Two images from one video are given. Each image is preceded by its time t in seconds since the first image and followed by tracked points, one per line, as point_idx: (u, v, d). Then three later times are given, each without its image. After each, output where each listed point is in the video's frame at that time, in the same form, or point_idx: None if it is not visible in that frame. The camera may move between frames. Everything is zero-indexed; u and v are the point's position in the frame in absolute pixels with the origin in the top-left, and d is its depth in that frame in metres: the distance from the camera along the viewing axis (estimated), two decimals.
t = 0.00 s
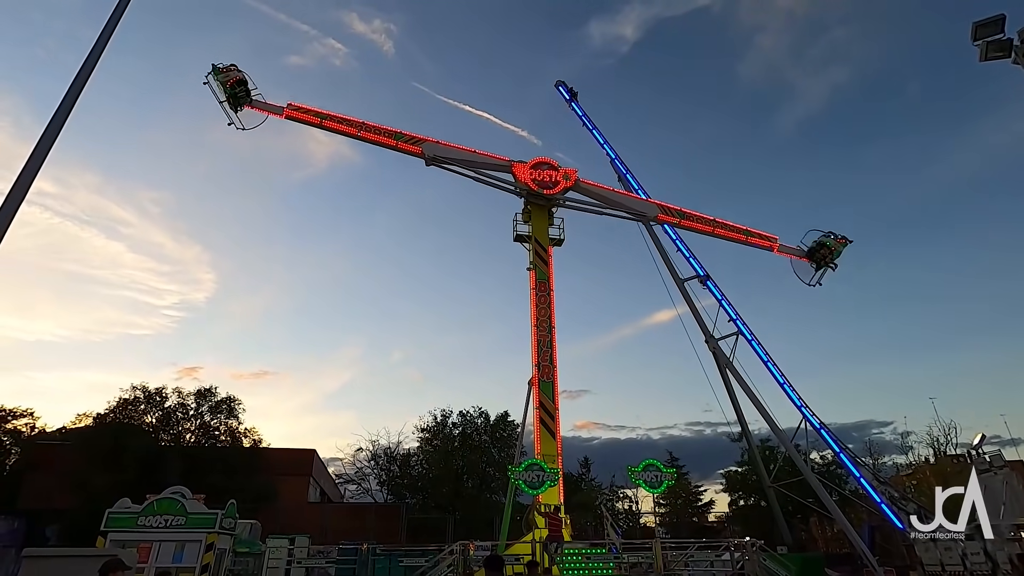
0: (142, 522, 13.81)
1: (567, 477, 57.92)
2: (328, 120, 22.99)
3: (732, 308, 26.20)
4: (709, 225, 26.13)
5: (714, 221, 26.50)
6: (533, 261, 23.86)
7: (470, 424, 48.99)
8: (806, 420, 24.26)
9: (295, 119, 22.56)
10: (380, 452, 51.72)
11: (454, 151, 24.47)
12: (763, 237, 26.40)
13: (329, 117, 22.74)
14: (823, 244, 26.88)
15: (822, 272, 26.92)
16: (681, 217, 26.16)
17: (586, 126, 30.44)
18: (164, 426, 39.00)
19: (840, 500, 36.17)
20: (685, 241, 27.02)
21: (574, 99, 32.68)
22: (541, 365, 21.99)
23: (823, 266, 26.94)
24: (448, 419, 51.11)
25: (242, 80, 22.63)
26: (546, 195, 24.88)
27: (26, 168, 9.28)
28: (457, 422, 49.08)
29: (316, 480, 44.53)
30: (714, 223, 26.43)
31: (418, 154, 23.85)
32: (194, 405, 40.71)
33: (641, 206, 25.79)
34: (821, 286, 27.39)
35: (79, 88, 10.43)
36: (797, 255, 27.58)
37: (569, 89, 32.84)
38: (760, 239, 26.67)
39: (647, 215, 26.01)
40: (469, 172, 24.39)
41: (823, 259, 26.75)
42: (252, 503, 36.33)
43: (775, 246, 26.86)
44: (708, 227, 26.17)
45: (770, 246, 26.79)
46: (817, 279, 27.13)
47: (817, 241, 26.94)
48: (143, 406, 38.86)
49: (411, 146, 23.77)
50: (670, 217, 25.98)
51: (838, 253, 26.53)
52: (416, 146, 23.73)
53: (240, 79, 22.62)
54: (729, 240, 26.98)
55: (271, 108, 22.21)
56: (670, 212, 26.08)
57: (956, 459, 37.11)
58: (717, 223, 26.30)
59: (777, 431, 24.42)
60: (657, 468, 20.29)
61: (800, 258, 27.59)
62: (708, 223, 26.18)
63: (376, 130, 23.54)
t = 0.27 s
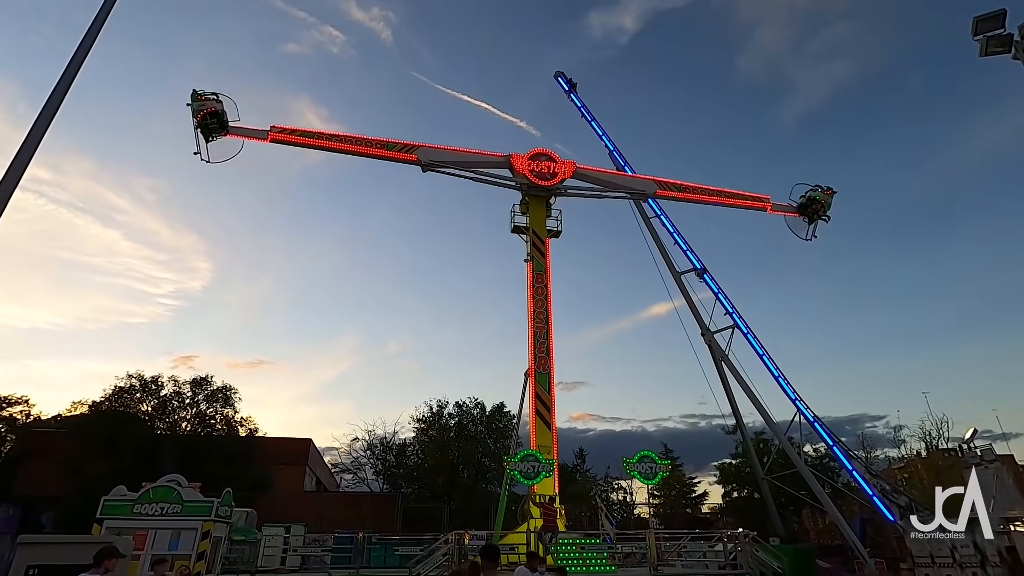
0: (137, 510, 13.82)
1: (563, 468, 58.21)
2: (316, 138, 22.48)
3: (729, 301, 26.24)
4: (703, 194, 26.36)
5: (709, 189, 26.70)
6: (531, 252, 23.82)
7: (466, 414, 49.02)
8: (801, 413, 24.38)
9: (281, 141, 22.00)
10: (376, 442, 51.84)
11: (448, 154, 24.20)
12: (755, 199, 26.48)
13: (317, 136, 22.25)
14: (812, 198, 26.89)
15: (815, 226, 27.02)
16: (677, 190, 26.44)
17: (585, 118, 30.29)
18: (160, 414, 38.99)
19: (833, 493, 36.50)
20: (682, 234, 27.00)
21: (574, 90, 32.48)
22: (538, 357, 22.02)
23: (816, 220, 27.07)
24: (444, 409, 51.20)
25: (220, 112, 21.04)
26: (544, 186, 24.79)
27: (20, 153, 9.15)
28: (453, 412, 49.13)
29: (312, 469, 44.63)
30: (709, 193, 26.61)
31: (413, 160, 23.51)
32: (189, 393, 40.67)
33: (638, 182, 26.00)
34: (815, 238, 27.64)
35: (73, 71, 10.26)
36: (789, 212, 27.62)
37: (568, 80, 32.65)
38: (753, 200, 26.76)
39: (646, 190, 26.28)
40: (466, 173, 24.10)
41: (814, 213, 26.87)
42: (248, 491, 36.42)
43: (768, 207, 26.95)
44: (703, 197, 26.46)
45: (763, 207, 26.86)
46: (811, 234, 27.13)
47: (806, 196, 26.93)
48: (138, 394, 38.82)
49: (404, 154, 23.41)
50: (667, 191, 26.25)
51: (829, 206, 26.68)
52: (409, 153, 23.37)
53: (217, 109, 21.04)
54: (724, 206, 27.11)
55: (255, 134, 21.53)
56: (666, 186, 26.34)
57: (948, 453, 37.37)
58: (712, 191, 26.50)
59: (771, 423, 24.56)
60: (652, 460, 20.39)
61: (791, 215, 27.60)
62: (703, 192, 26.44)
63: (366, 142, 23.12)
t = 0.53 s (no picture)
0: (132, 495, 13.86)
1: (557, 456, 58.62)
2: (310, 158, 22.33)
3: (724, 293, 26.33)
4: (694, 160, 26.41)
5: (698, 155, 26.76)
6: (527, 242, 23.80)
7: (460, 402, 49.17)
8: (793, 404, 24.59)
9: (276, 165, 21.83)
10: (371, 429, 52.01)
11: (446, 156, 24.06)
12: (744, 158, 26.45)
13: (311, 154, 22.07)
14: (796, 150, 26.95)
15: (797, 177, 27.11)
16: (668, 162, 26.51)
17: (583, 107, 30.12)
18: (154, 400, 38.96)
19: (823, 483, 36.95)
20: (678, 224, 27.01)
21: (572, 78, 32.26)
22: (533, 346, 22.07)
23: (799, 172, 27.17)
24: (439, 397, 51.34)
25: (204, 145, 20.75)
26: (541, 176, 24.72)
27: (11, 136, 9.02)
28: (448, 400, 49.30)
29: (306, 456, 44.74)
30: (702, 158, 26.59)
31: (412, 166, 23.42)
32: (184, 379, 40.62)
33: (632, 157, 25.98)
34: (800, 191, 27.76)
35: (67, 51, 10.13)
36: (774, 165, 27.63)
37: (565, 70, 32.46)
38: (741, 159, 26.87)
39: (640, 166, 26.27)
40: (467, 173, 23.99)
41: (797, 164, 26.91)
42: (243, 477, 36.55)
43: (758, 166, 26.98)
44: (694, 163, 26.49)
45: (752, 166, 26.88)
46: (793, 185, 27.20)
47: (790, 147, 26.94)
48: (133, 379, 38.75)
49: (402, 161, 23.29)
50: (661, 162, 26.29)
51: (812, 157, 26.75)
52: (407, 160, 23.26)
53: (200, 143, 20.78)
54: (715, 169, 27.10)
55: (247, 161, 21.33)
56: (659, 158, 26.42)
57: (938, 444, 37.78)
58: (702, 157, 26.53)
59: (764, 414, 24.74)
60: (646, 449, 20.55)
61: (776, 168, 27.69)
62: (694, 159, 26.47)
63: (362, 154, 22.98)
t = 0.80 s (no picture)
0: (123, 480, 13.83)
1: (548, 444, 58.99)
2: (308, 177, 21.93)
3: (716, 284, 26.45)
4: (679, 129, 26.74)
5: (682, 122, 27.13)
6: (521, 230, 23.75)
7: (453, 390, 49.25)
8: (783, 395, 24.81)
9: (273, 188, 21.45)
10: (363, 416, 52.07)
11: (444, 157, 23.79)
12: (726, 122, 27.12)
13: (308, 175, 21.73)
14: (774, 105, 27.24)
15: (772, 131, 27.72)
16: (655, 133, 26.71)
17: (579, 95, 29.94)
18: (145, 385, 38.78)
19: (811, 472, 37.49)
20: (672, 215, 27.02)
21: (568, 66, 32.01)
22: (526, 335, 22.10)
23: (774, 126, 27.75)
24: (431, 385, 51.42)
25: (198, 181, 20.50)
26: (536, 164, 24.61)
27: None
28: (441, 388, 49.41)
29: (298, 442, 44.78)
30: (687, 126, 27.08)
31: (412, 171, 23.14)
32: (175, 364, 40.43)
33: (623, 134, 26.07)
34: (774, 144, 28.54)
35: (55, 26, 9.95)
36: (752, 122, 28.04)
37: (561, 57, 32.22)
38: (722, 121, 27.39)
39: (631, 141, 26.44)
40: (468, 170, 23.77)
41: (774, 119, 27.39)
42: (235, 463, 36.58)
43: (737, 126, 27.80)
44: (680, 131, 26.82)
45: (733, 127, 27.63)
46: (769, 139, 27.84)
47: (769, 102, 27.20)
48: (123, 364, 38.54)
49: (402, 167, 22.95)
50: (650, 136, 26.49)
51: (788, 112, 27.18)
52: (406, 165, 22.94)
53: (194, 179, 20.51)
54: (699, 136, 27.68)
55: (243, 189, 20.95)
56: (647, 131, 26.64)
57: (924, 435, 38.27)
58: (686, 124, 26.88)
59: (754, 404, 24.97)
60: (637, 438, 20.71)
61: (753, 124, 28.06)
62: (679, 127, 26.82)
63: (360, 166, 22.58)
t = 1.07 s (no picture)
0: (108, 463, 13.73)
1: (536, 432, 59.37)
2: (310, 197, 21.50)
3: (706, 275, 26.62)
4: (659, 98, 26.87)
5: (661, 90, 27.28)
6: (513, 218, 23.66)
7: (442, 377, 49.31)
8: (769, 386, 25.12)
9: (277, 214, 20.99)
10: (352, 403, 52.06)
11: (441, 157, 23.54)
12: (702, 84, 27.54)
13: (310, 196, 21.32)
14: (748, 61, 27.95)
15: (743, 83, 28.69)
16: (639, 105, 26.70)
17: (573, 83, 29.79)
18: (131, 369, 38.45)
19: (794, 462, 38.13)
20: (663, 205, 27.10)
21: (562, 54, 31.81)
22: (516, 323, 22.12)
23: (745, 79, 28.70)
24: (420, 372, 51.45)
25: (203, 218, 20.04)
26: (528, 151, 24.48)
27: None
28: (430, 375, 49.48)
29: (286, 427, 44.66)
30: (668, 93, 27.21)
31: (412, 176, 22.96)
32: (161, 348, 40.08)
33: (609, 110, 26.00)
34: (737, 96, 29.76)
35: None
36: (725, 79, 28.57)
37: (555, 44, 32.02)
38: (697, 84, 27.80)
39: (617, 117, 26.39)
40: (469, 169, 23.53)
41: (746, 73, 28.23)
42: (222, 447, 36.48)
43: (713, 88, 28.22)
44: (661, 99, 26.90)
45: (709, 89, 28.04)
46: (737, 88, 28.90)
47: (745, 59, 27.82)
48: (108, 347, 38.15)
49: (402, 174, 22.74)
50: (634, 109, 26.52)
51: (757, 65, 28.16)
52: (406, 171, 22.73)
53: (198, 218, 20.02)
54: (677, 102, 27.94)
55: (246, 220, 20.48)
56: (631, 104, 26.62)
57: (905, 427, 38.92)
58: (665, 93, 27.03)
59: (740, 394, 25.26)
60: (624, 426, 20.88)
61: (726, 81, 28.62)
62: (659, 95, 26.95)
63: (360, 178, 22.18)
